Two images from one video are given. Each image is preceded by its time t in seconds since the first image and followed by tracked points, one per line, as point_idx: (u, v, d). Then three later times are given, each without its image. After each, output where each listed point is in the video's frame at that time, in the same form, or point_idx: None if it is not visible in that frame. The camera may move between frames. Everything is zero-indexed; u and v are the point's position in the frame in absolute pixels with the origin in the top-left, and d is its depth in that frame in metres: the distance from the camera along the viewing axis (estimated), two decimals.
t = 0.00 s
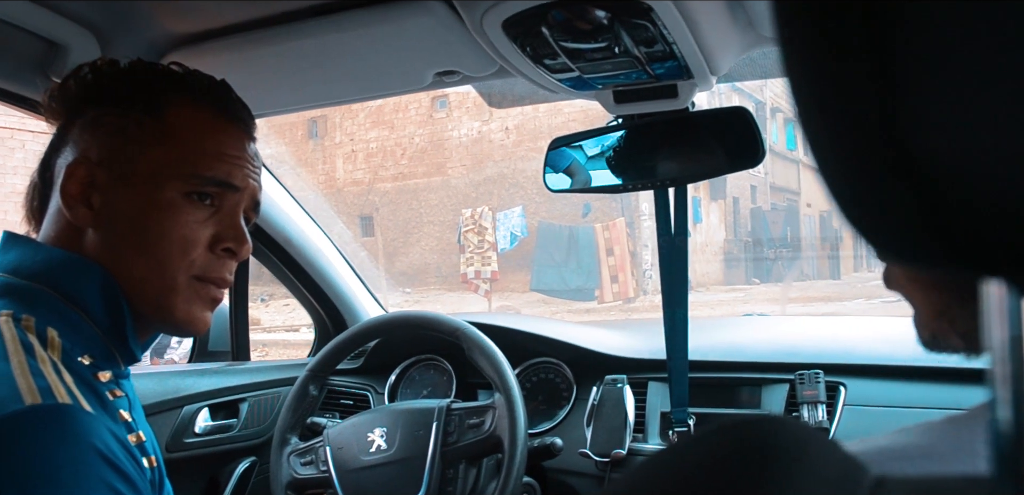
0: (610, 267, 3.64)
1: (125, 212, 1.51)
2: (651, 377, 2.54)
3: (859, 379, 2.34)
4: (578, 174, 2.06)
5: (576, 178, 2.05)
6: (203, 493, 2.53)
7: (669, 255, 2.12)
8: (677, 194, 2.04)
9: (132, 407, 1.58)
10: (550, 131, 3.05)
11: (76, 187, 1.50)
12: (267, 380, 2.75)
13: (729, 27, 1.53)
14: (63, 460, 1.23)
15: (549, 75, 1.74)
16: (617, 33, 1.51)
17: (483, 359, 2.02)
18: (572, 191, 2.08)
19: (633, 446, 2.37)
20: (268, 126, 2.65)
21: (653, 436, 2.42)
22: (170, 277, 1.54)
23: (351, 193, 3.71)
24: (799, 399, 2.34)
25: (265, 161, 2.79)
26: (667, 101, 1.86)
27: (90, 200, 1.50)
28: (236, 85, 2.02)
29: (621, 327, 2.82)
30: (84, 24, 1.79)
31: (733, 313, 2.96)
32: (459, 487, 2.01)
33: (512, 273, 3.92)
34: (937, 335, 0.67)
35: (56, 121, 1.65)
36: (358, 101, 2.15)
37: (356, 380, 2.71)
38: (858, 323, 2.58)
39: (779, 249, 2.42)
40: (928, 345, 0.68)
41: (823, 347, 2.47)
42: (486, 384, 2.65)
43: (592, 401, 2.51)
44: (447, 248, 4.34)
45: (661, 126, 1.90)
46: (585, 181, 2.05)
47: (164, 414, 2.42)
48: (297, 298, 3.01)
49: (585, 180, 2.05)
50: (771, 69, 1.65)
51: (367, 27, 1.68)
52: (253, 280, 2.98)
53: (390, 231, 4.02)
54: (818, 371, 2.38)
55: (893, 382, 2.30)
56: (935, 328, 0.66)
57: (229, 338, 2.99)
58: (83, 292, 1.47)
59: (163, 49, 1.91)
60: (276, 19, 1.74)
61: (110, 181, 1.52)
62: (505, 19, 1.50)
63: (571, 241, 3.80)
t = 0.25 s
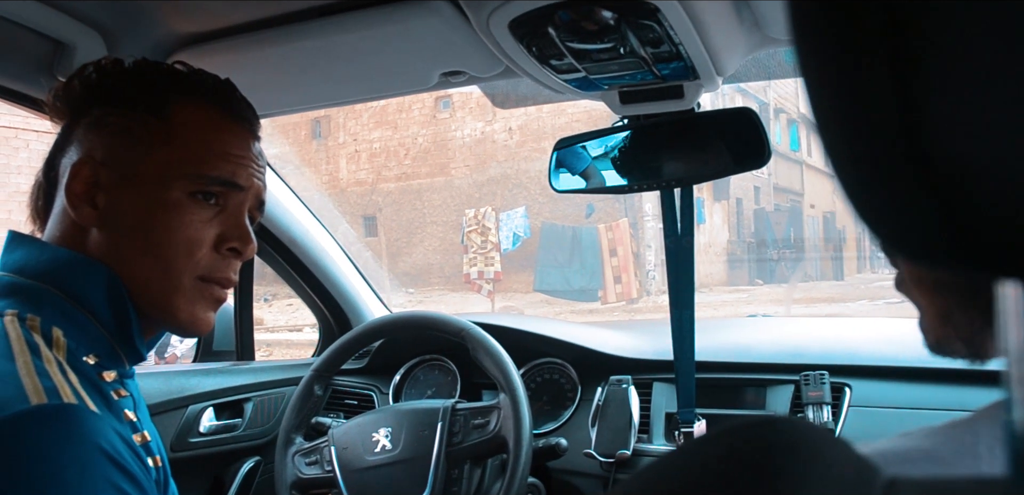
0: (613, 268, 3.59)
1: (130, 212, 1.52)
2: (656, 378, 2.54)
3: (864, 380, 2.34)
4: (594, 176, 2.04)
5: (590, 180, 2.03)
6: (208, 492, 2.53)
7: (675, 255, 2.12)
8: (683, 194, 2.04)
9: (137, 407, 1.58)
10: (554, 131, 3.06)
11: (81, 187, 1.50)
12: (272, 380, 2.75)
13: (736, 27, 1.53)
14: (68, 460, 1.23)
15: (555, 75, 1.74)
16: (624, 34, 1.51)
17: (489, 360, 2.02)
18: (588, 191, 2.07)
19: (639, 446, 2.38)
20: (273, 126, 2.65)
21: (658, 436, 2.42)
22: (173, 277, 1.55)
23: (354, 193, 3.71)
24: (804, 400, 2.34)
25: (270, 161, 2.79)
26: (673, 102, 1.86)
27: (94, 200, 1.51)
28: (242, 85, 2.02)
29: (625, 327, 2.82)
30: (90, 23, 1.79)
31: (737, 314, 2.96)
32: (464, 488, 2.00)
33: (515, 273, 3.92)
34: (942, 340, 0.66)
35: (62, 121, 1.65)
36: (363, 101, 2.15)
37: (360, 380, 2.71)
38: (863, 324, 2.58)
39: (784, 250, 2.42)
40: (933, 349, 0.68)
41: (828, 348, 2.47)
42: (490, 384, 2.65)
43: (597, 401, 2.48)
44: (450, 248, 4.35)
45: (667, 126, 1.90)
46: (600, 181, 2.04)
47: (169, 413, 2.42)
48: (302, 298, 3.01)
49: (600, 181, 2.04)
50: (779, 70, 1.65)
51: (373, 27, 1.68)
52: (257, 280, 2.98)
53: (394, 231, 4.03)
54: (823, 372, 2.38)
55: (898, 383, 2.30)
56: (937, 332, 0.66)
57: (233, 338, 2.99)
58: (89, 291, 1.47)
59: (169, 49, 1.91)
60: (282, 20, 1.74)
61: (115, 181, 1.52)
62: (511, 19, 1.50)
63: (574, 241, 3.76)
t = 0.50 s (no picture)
0: (618, 269, 3.58)
1: (136, 212, 1.52)
2: (661, 378, 2.54)
3: (870, 381, 2.34)
4: (610, 177, 2.02)
5: (606, 181, 2.01)
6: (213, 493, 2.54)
7: (680, 256, 2.12)
8: (688, 195, 2.04)
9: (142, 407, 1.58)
10: (558, 132, 3.06)
11: (88, 187, 1.50)
12: (276, 380, 2.75)
13: (742, 27, 1.53)
14: (74, 460, 1.23)
15: (561, 76, 1.74)
16: (630, 34, 1.51)
17: (494, 360, 2.02)
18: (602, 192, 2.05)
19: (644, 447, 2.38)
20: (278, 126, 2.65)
21: (663, 437, 2.42)
22: (180, 277, 1.55)
23: (358, 194, 3.71)
24: (810, 400, 2.33)
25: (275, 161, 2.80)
26: (680, 102, 1.86)
27: (101, 201, 1.51)
28: (248, 85, 2.02)
29: (630, 328, 2.82)
30: (97, 24, 1.80)
31: (742, 315, 2.95)
32: (470, 488, 2.02)
33: (519, 273, 3.87)
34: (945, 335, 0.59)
35: (69, 122, 1.66)
36: (368, 101, 2.16)
37: (365, 380, 2.72)
38: (868, 325, 2.57)
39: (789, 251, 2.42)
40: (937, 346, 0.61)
41: (834, 348, 2.46)
42: (495, 385, 2.65)
43: (602, 402, 2.48)
44: (454, 249, 4.34)
45: (672, 126, 1.89)
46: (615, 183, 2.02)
47: (174, 414, 2.42)
48: (306, 298, 3.01)
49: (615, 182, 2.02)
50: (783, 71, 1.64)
51: (378, 27, 1.68)
52: (262, 281, 2.98)
53: (398, 231, 4.03)
54: (828, 373, 2.37)
55: (905, 384, 2.30)
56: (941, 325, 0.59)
57: (238, 338, 2.99)
58: (93, 291, 1.47)
59: (175, 50, 1.91)
60: (288, 20, 1.75)
61: (121, 181, 1.52)
62: (518, 20, 1.50)
63: (579, 242, 3.76)
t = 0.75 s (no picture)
0: (618, 269, 3.62)
1: (127, 212, 1.52)
2: (663, 379, 2.54)
3: (872, 381, 2.33)
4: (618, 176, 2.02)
5: (615, 180, 2.02)
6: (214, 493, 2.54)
7: (682, 256, 2.12)
8: (691, 196, 2.04)
9: (132, 408, 1.57)
10: (560, 132, 3.05)
11: (82, 185, 1.51)
12: (278, 379, 2.75)
13: (745, 28, 1.53)
14: (53, 468, 1.24)
15: (564, 76, 1.74)
16: (633, 35, 1.51)
17: (496, 360, 2.01)
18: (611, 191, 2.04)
19: (646, 447, 2.38)
20: (280, 126, 2.65)
21: (665, 437, 2.42)
22: (169, 278, 1.54)
23: (360, 194, 3.71)
24: (812, 401, 2.31)
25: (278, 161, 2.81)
26: (683, 102, 1.85)
27: (94, 199, 1.51)
28: (251, 85, 2.02)
29: (632, 328, 2.82)
30: (100, 24, 1.79)
31: (743, 315, 2.95)
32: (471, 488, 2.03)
33: (521, 274, 3.89)
34: (940, 330, 0.68)
35: (71, 118, 1.66)
36: (372, 102, 2.16)
37: (367, 381, 2.72)
38: (870, 325, 2.57)
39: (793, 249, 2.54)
40: (930, 339, 0.70)
41: (836, 349, 2.46)
42: (497, 385, 2.65)
43: (604, 403, 2.50)
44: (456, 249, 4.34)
45: (677, 125, 1.89)
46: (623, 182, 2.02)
47: (176, 414, 2.43)
48: (308, 298, 3.01)
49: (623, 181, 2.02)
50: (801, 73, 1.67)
51: (382, 27, 1.68)
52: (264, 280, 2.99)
53: (400, 231, 4.03)
54: (830, 373, 2.37)
55: (906, 384, 2.29)
56: (935, 322, 0.67)
57: (240, 339, 2.99)
58: (79, 290, 1.47)
59: (178, 49, 1.91)
60: (291, 20, 1.74)
61: (114, 180, 1.53)
62: (520, 20, 1.50)
63: (580, 242, 3.74)
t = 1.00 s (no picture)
0: (619, 269, 3.62)
1: (117, 211, 1.51)
2: (664, 378, 2.54)
3: (873, 381, 2.34)
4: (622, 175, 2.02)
5: (619, 178, 2.02)
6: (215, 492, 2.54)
7: (684, 256, 2.12)
8: (692, 195, 2.04)
9: (130, 411, 1.57)
10: (560, 132, 3.05)
11: (69, 186, 1.49)
12: (280, 379, 2.75)
13: (747, 27, 1.53)
14: (50, 479, 1.24)
15: (566, 76, 1.74)
16: (635, 34, 1.51)
17: (497, 360, 2.01)
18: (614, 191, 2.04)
19: (647, 447, 2.38)
20: (280, 125, 2.65)
21: (666, 437, 2.42)
22: (165, 277, 1.54)
23: (362, 193, 3.71)
24: (813, 401, 2.32)
25: (280, 160, 2.81)
26: (684, 101, 1.85)
27: (83, 200, 1.50)
28: (252, 84, 2.02)
29: (633, 328, 2.82)
30: (100, 22, 1.79)
31: (743, 315, 2.96)
32: (472, 487, 2.04)
33: (521, 273, 3.89)
34: (949, 333, 0.68)
35: (51, 113, 1.64)
36: (373, 101, 2.15)
37: (368, 380, 2.72)
38: (871, 325, 2.57)
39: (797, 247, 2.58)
40: (940, 341, 0.71)
41: (837, 349, 2.46)
42: (498, 384, 2.65)
43: (606, 403, 2.50)
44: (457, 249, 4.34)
45: (679, 126, 1.91)
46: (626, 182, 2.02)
47: (176, 414, 2.42)
48: (309, 297, 3.01)
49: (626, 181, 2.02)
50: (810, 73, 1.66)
51: (384, 26, 1.68)
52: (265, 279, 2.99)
53: (401, 231, 4.03)
54: (831, 373, 2.37)
55: (907, 384, 2.29)
56: (945, 325, 0.68)
57: (241, 338, 2.99)
58: (72, 292, 1.47)
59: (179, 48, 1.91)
60: (291, 20, 1.73)
61: (101, 180, 1.51)
62: (522, 20, 1.50)
63: (581, 242, 3.75)
